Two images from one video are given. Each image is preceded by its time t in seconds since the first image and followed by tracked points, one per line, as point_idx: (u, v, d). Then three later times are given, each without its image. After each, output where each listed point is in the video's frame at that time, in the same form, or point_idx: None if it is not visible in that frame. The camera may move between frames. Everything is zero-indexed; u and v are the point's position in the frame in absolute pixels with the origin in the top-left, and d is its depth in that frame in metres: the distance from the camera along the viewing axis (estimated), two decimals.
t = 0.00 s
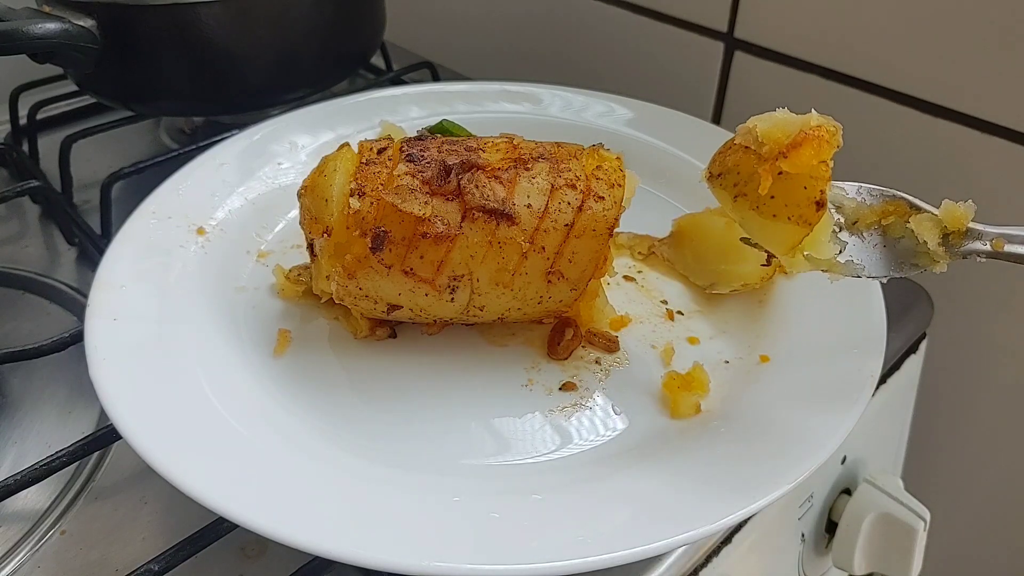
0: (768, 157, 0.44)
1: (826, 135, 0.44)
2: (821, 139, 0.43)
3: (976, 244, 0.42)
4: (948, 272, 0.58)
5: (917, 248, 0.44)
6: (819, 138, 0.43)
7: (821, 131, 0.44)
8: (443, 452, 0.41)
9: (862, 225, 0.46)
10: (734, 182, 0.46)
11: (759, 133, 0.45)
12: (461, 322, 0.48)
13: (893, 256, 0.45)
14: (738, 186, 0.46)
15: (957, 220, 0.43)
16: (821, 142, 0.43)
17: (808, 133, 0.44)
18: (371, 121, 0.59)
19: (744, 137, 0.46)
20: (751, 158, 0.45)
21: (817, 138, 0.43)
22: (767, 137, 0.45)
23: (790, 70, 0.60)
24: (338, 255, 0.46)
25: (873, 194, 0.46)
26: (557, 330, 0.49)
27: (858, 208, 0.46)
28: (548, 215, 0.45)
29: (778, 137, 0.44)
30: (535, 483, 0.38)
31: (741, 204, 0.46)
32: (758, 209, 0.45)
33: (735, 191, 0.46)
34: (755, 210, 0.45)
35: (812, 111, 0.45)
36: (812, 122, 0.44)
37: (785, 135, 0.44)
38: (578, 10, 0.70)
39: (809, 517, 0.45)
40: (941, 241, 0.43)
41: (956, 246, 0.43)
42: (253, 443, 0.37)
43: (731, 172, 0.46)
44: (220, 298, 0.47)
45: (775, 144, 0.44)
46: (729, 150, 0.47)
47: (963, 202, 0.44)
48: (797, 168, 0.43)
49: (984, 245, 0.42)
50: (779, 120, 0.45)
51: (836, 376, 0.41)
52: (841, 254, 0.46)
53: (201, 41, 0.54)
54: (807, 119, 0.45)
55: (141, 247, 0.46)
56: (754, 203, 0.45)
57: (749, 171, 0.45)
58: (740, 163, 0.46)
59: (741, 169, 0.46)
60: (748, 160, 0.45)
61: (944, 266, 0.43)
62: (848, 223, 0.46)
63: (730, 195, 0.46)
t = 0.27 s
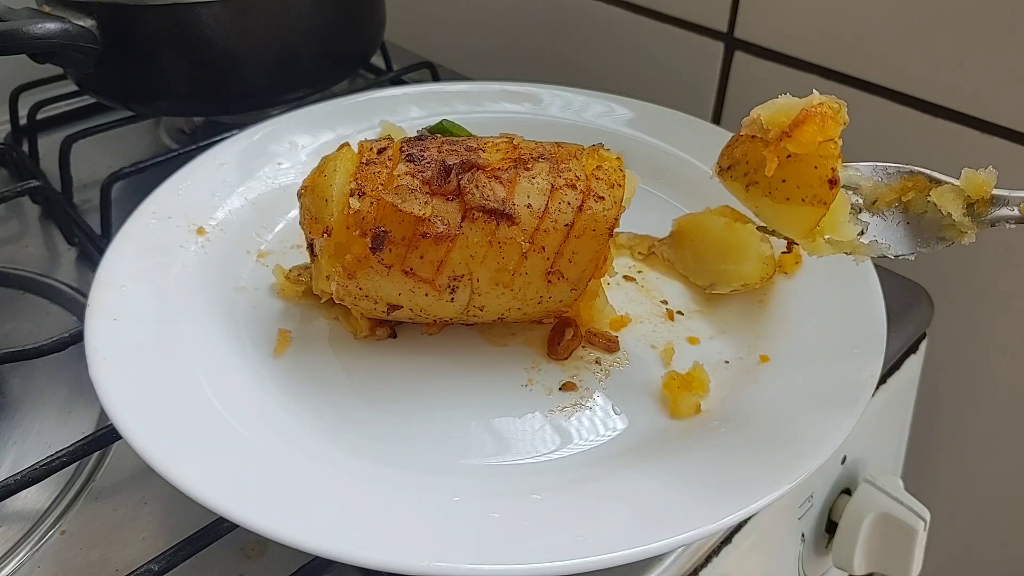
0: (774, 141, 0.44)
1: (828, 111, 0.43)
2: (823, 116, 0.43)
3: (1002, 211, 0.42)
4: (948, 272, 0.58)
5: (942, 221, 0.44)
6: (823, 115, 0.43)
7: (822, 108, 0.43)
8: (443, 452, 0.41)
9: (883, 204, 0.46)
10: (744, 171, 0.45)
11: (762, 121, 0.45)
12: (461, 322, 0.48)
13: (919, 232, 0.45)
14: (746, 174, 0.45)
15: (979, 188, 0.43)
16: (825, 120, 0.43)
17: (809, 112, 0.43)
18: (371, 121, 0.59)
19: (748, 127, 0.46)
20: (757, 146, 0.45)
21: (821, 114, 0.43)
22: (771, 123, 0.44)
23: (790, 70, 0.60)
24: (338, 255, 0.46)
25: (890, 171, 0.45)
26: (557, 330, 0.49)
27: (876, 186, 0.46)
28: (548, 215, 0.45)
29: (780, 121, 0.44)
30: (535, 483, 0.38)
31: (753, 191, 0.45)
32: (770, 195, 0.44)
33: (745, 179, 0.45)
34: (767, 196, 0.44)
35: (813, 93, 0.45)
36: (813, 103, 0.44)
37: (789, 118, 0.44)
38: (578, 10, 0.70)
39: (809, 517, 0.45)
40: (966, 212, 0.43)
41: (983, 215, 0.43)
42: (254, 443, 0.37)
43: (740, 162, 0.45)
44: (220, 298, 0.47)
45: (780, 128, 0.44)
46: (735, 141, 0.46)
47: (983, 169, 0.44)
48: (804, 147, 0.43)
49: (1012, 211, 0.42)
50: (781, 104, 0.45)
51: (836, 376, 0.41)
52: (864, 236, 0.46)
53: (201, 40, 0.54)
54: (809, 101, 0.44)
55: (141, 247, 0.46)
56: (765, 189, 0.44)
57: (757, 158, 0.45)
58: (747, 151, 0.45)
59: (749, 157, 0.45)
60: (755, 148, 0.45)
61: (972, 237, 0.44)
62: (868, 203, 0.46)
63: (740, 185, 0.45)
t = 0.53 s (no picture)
0: (769, 148, 0.44)
1: (823, 117, 0.43)
2: (817, 122, 0.43)
3: (1004, 210, 0.42)
4: (948, 272, 0.58)
5: (943, 221, 0.44)
6: (818, 120, 0.43)
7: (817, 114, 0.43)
8: (443, 452, 0.41)
9: (883, 205, 0.46)
10: (739, 179, 0.45)
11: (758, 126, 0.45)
12: (461, 322, 0.48)
13: (920, 233, 0.45)
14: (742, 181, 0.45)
15: (980, 187, 0.43)
16: (819, 126, 0.43)
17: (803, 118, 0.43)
18: (371, 121, 0.59)
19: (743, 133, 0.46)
20: (753, 152, 0.45)
21: (816, 120, 0.43)
22: (767, 129, 0.44)
23: (790, 69, 0.60)
24: (338, 255, 0.46)
25: (889, 172, 0.46)
26: (556, 330, 0.49)
27: (876, 188, 0.46)
28: (548, 215, 0.45)
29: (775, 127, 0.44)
30: (534, 483, 0.38)
31: (750, 199, 0.45)
32: (766, 203, 0.44)
33: (741, 186, 0.45)
34: (763, 203, 0.45)
35: (809, 96, 0.45)
36: (808, 107, 0.44)
37: (784, 124, 0.44)
38: (578, 10, 0.70)
39: (809, 517, 0.45)
40: (967, 211, 0.43)
41: (984, 214, 0.43)
42: (254, 444, 0.37)
43: (735, 168, 0.46)
44: (220, 298, 0.47)
45: (776, 135, 0.44)
46: (730, 147, 0.47)
47: (984, 168, 0.44)
48: (799, 155, 0.43)
49: (1014, 210, 0.42)
50: (776, 108, 0.45)
51: (836, 376, 0.41)
52: (864, 238, 0.46)
53: (201, 41, 0.54)
54: (805, 105, 0.44)
55: (142, 247, 0.46)
56: (761, 197, 0.45)
57: (752, 165, 0.45)
58: (743, 157, 0.45)
59: (745, 164, 0.45)
60: (750, 154, 0.45)
61: (973, 237, 0.43)
62: (867, 205, 0.46)
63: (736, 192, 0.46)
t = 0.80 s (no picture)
0: (749, 175, 0.46)
1: (802, 144, 0.45)
2: (794, 149, 0.44)
3: (986, 232, 0.42)
4: (948, 272, 0.58)
5: (925, 244, 0.44)
6: (797, 147, 0.44)
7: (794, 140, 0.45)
8: (443, 452, 0.41)
9: (865, 229, 0.46)
10: (721, 205, 0.48)
11: (740, 154, 0.47)
12: (461, 322, 0.48)
13: (902, 255, 0.45)
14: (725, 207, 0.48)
15: (961, 210, 0.42)
16: (797, 153, 0.44)
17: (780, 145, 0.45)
18: (371, 121, 0.59)
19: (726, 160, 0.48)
20: (733, 178, 0.47)
21: (794, 147, 0.44)
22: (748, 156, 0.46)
23: (790, 69, 0.60)
24: (338, 255, 0.46)
25: (870, 196, 0.46)
26: (557, 330, 0.49)
27: (857, 211, 0.46)
28: (548, 215, 0.45)
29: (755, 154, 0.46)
30: (535, 483, 0.38)
31: (732, 225, 0.47)
32: (748, 228, 0.46)
33: (723, 212, 0.48)
34: (744, 228, 0.46)
35: (790, 122, 0.46)
36: (788, 134, 0.45)
37: (763, 150, 0.46)
38: (578, 10, 0.70)
39: (809, 517, 0.45)
40: (949, 234, 0.43)
41: (965, 237, 0.42)
42: (254, 444, 0.37)
43: (717, 194, 0.48)
44: (220, 298, 0.47)
45: (756, 162, 0.46)
46: (714, 172, 0.49)
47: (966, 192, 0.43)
48: (777, 182, 0.44)
49: (995, 232, 0.42)
50: (757, 136, 0.47)
51: (836, 377, 0.41)
52: (846, 262, 0.46)
53: (201, 41, 0.54)
54: (784, 131, 0.46)
55: (142, 247, 0.46)
56: (743, 223, 0.46)
57: (733, 191, 0.47)
58: (725, 184, 0.48)
59: (726, 190, 0.47)
60: (731, 179, 0.47)
61: (956, 259, 0.43)
62: (849, 228, 0.46)
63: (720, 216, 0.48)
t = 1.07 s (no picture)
0: (741, 177, 0.46)
1: (794, 145, 0.45)
2: (786, 150, 0.45)
3: (977, 233, 0.42)
4: (948, 272, 0.58)
5: (917, 245, 0.44)
6: (788, 148, 0.45)
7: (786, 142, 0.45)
8: (443, 452, 0.41)
9: (857, 230, 0.46)
10: (714, 206, 0.48)
11: (733, 155, 0.47)
12: (461, 322, 0.48)
13: (895, 256, 0.45)
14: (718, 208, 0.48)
15: (953, 211, 0.42)
16: (788, 155, 0.44)
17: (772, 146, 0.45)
18: (371, 121, 0.59)
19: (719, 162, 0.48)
20: (725, 180, 0.48)
21: (785, 148, 0.45)
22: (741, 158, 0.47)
23: (790, 69, 0.60)
24: (338, 255, 0.46)
25: (862, 197, 0.46)
26: (557, 330, 0.49)
27: (850, 213, 0.46)
28: (548, 215, 0.45)
29: (747, 156, 0.46)
30: (535, 483, 0.38)
31: (724, 226, 0.47)
32: (741, 230, 0.46)
33: (717, 214, 0.48)
34: (736, 230, 0.47)
35: (783, 124, 0.46)
36: (779, 136, 0.46)
37: (755, 152, 0.46)
38: (578, 10, 0.70)
39: (809, 517, 0.45)
40: (941, 235, 0.43)
41: (958, 238, 0.43)
42: (253, 444, 0.37)
43: (710, 196, 0.48)
44: (220, 298, 0.47)
45: (748, 165, 0.46)
46: (707, 174, 0.49)
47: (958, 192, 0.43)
48: (769, 184, 0.45)
49: (987, 233, 0.42)
50: (749, 137, 0.47)
51: (836, 377, 0.41)
52: (839, 263, 0.46)
53: (201, 40, 0.54)
54: (775, 133, 0.46)
55: (142, 247, 0.46)
56: (736, 225, 0.47)
57: (725, 193, 0.47)
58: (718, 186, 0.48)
59: (719, 191, 0.48)
60: (724, 181, 0.48)
61: (948, 260, 0.43)
62: (842, 230, 0.46)
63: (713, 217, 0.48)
